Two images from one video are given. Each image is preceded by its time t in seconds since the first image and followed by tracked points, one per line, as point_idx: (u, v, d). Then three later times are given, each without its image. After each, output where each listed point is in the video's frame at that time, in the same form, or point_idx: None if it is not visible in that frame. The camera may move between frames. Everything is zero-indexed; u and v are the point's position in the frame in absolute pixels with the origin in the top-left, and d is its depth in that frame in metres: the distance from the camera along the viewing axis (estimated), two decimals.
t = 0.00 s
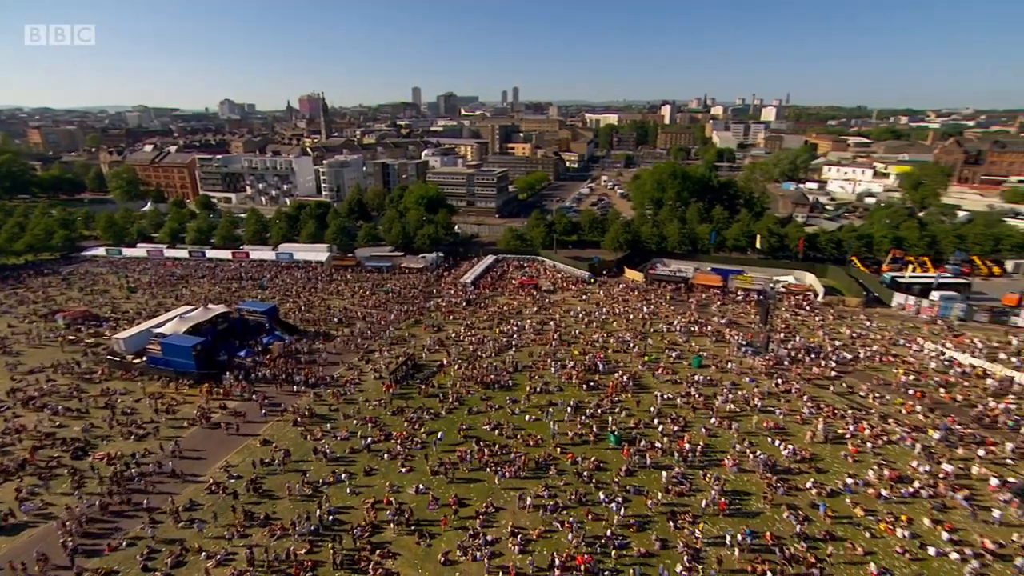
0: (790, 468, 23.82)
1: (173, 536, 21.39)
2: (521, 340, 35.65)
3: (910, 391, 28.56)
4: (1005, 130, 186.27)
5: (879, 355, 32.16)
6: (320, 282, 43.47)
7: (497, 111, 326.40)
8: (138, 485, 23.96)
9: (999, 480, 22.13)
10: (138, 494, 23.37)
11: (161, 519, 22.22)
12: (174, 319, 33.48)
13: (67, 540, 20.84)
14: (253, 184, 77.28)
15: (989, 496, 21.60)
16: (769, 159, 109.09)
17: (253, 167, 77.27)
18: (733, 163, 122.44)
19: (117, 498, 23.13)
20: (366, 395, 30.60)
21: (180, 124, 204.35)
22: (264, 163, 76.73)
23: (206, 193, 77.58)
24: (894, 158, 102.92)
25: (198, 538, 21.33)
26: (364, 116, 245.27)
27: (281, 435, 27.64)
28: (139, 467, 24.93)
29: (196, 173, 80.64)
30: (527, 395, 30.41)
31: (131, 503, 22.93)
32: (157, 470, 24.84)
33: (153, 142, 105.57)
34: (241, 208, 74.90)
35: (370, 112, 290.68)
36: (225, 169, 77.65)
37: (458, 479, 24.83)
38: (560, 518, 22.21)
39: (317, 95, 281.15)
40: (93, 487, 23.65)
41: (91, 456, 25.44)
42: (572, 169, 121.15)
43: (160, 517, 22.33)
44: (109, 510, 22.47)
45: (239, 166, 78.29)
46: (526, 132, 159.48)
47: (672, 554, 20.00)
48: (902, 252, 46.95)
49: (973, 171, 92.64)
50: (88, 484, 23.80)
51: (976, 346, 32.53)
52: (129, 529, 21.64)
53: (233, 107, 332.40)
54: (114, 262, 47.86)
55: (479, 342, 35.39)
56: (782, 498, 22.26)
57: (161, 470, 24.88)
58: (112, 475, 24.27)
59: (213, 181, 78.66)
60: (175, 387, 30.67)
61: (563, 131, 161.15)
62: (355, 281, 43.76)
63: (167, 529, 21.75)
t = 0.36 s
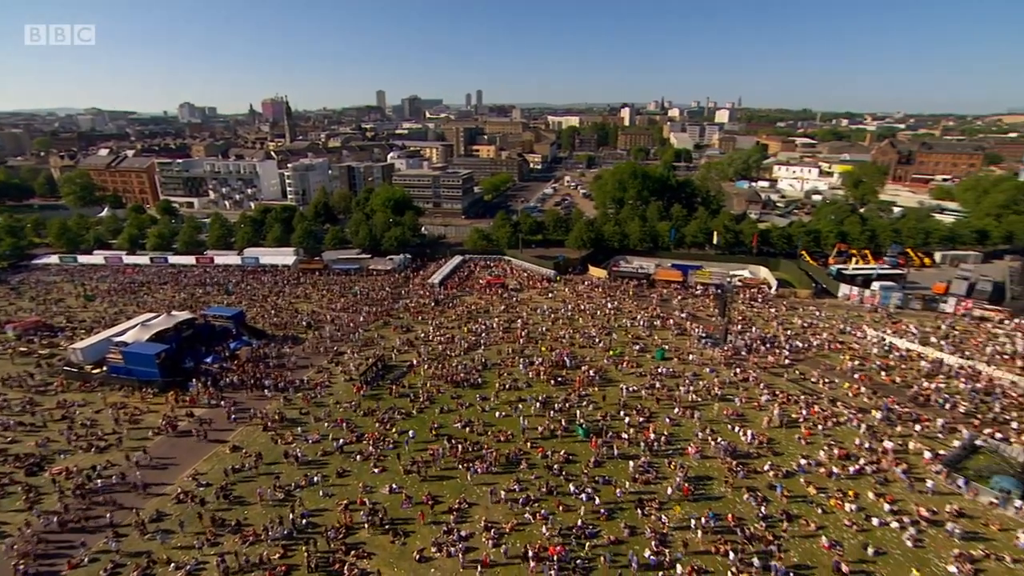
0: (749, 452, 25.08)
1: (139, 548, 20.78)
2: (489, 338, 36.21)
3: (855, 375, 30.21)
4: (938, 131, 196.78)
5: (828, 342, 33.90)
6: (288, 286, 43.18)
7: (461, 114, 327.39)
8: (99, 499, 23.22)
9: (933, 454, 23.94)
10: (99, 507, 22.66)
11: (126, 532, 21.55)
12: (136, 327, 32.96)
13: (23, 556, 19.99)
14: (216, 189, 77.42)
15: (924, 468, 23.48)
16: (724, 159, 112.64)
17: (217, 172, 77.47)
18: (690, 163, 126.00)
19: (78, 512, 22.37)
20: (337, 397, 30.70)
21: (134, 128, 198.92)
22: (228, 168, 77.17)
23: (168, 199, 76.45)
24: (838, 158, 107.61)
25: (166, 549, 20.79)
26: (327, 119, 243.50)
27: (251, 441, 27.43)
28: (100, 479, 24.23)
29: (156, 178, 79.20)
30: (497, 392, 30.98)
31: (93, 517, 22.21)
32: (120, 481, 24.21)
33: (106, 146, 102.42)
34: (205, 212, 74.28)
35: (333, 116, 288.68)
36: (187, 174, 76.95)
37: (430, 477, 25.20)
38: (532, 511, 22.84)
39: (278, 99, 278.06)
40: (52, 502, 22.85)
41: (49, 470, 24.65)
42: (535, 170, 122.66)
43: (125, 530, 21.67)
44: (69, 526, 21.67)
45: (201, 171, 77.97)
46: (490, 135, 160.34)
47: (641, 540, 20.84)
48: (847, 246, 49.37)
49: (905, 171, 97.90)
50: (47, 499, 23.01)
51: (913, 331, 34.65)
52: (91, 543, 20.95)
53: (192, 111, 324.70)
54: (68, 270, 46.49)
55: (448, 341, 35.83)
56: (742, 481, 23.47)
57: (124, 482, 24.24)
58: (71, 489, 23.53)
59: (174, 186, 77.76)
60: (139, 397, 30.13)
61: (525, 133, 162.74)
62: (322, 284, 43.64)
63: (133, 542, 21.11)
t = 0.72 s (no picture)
0: (711, 439, 26.19)
1: (104, 564, 20.16)
2: (458, 338, 36.64)
3: (807, 363, 31.72)
4: (881, 132, 206.19)
5: (783, 333, 35.43)
6: (255, 291, 42.76)
7: (425, 116, 325.46)
8: (58, 515, 22.44)
9: (877, 433, 25.54)
10: (60, 522, 21.95)
11: (88, 549, 20.83)
12: (95, 336, 32.26)
13: None
14: (178, 193, 75.91)
15: (869, 446, 25.10)
16: (683, 159, 115.72)
17: (177, 176, 75.96)
18: (651, 163, 128.95)
19: (36, 530, 21.57)
20: (308, 401, 30.67)
21: (86, 131, 192.22)
22: (189, 172, 75.76)
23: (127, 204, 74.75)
24: (788, 157, 111.73)
25: (132, 563, 20.27)
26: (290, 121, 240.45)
27: (221, 448, 27.10)
28: (59, 495, 23.40)
29: (113, 183, 77.08)
30: (467, 391, 31.42)
31: (53, 533, 21.46)
32: (80, 496, 23.43)
33: (57, 150, 98.93)
34: (167, 218, 72.91)
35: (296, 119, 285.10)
36: (146, 179, 75.31)
37: (404, 477, 25.38)
38: (505, 504, 23.36)
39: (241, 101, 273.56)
40: (9, 521, 22.01)
41: (3, 488, 23.72)
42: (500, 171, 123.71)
43: (87, 545, 20.99)
44: (26, 544, 20.84)
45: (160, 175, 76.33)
46: (454, 137, 160.49)
47: (611, 528, 21.59)
48: (797, 241, 51.53)
49: (847, 170, 102.63)
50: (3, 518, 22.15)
51: (858, 319, 36.53)
52: (51, 561, 20.20)
53: (148, 114, 314.52)
54: (19, 280, 44.87)
55: (417, 341, 36.11)
56: (706, 467, 24.51)
57: (84, 497, 23.48)
58: (28, 505, 22.69)
59: (132, 191, 75.96)
60: (101, 408, 29.43)
61: (490, 136, 163.87)
62: (289, 289, 43.37)
63: (97, 558, 20.46)
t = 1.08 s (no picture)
0: (678, 429, 27.09)
1: None
2: (428, 338, 36.77)
3: (766, 352, 33.06)
4: (831, 130, 214.82)
5: (744, 324, 36.78)
6: (219, 296, 41.95)
7: (390, 118, 323.98)
8: (11, 535, 21.38)
9: (831, 416, 26.89)
10: (13, 543, 20.94)
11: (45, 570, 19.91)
12: (46, 347, 31.12)
13: None
14: (134, 198, 74.24)
15: (823, 429, 26.45)
16: (645, 159, 118.47)
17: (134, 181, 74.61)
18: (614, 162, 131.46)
19: None
20: (278, 406, 30.32)
21: (34, 134, 184.93)
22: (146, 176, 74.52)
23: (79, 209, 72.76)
24: (744, 156, 115.52)
25: None
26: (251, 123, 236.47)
27: (186, 458, 26.39)
28: (12, 515, 22.28)
29: (62, 188, 74.12)
30: (438, 390, 31.65)
31: (7, 554, 20.45)
32: (35, 515, 22.36)
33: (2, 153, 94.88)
34: (123, 222, 70.56)
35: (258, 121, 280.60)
36: (100, 182, 73.85)
37: (377, 478, 25.32)
38: (479, 501, 23.64)
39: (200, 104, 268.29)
40: None
41: None
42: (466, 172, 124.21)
43: (44, 565, 20.08)
44: None
45: (115, 180, 74.83)
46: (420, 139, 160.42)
47: (584, 519, 22.16)
48: (755, 236, 53.44)
49: (799, 167, 108.01)
50: None
51: (812, 309, 38.19)
52: None
53: (97, 115, 302.52)
54: None
55: (388, 343, 36.10)
56: (673, 456, 25.36)
57: (39, 516, 22.42)
58: None
59: (85, 196, 74.13)
60: (57, 422, 28.32)
61: (455, 137, 164.51)
62: (253, 293, 42.70)
63: None
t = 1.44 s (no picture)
0: (648, 422, 27.73)
1: None
2: (398, 339, 36.36)
3: (731, 344, 34.12)
4: (782, 128, 222.57)
5: (708, 317, 37.89)
6: (175, 302, 40.44)
7: (351, 117, 318.77)
8: None
9: (793, 404, 28.03)
10: None
11: None
12: None
13: None
14: (80, 200, 70.63)
15: (786, 416, 27.54)
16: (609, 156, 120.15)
17: (79, 182, 71.03)
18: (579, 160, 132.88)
19: None
20: (243, 414, 29.36)
21: None
22: (92, 177, 71.45)
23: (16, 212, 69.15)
24: (705, 153, 118.48)
25: None
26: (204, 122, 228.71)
27: (143, 473, 25.00)
28: None
29: None
30: (409, 391, 31.35)
31: None
32: None
33: None
34: (68, 226, 66.62)
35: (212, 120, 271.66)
36: (39, 184, 70.61)
37: (349, 483, 24.76)
38: (453, 502, 23.50)
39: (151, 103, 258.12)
40: None
41: None
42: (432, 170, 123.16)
43: None
44: None
45: (56, 181, 71.51)
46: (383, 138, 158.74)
47: (558, 515, 22.38)
48: (717, 232, 55.15)
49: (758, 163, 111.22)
50: None
51: (772, 302, 39.70)
52: None
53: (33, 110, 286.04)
54: None
55: (355, 345, 35.51)
56: (644, 449, 25.93)
57: None
58: None
59: (22, 199, 70.89)
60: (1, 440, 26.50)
61: (420, 136, 163.23)
62: (211, 298, 41.38)
63: None
